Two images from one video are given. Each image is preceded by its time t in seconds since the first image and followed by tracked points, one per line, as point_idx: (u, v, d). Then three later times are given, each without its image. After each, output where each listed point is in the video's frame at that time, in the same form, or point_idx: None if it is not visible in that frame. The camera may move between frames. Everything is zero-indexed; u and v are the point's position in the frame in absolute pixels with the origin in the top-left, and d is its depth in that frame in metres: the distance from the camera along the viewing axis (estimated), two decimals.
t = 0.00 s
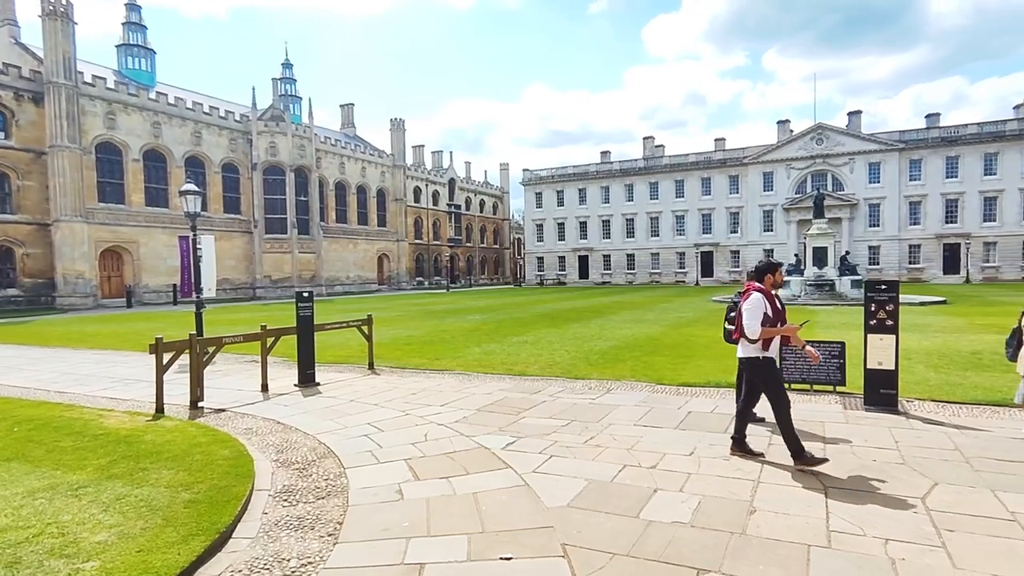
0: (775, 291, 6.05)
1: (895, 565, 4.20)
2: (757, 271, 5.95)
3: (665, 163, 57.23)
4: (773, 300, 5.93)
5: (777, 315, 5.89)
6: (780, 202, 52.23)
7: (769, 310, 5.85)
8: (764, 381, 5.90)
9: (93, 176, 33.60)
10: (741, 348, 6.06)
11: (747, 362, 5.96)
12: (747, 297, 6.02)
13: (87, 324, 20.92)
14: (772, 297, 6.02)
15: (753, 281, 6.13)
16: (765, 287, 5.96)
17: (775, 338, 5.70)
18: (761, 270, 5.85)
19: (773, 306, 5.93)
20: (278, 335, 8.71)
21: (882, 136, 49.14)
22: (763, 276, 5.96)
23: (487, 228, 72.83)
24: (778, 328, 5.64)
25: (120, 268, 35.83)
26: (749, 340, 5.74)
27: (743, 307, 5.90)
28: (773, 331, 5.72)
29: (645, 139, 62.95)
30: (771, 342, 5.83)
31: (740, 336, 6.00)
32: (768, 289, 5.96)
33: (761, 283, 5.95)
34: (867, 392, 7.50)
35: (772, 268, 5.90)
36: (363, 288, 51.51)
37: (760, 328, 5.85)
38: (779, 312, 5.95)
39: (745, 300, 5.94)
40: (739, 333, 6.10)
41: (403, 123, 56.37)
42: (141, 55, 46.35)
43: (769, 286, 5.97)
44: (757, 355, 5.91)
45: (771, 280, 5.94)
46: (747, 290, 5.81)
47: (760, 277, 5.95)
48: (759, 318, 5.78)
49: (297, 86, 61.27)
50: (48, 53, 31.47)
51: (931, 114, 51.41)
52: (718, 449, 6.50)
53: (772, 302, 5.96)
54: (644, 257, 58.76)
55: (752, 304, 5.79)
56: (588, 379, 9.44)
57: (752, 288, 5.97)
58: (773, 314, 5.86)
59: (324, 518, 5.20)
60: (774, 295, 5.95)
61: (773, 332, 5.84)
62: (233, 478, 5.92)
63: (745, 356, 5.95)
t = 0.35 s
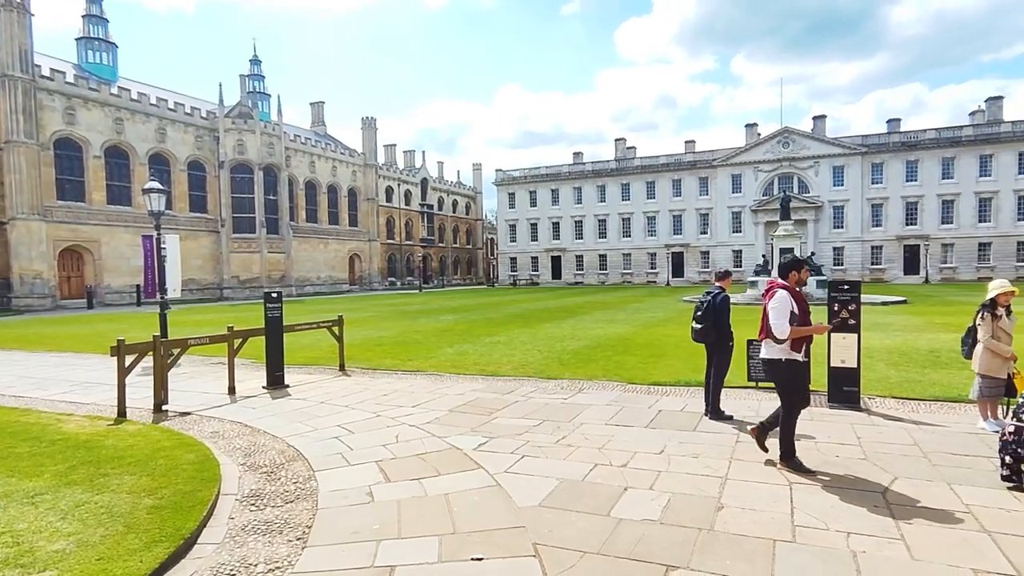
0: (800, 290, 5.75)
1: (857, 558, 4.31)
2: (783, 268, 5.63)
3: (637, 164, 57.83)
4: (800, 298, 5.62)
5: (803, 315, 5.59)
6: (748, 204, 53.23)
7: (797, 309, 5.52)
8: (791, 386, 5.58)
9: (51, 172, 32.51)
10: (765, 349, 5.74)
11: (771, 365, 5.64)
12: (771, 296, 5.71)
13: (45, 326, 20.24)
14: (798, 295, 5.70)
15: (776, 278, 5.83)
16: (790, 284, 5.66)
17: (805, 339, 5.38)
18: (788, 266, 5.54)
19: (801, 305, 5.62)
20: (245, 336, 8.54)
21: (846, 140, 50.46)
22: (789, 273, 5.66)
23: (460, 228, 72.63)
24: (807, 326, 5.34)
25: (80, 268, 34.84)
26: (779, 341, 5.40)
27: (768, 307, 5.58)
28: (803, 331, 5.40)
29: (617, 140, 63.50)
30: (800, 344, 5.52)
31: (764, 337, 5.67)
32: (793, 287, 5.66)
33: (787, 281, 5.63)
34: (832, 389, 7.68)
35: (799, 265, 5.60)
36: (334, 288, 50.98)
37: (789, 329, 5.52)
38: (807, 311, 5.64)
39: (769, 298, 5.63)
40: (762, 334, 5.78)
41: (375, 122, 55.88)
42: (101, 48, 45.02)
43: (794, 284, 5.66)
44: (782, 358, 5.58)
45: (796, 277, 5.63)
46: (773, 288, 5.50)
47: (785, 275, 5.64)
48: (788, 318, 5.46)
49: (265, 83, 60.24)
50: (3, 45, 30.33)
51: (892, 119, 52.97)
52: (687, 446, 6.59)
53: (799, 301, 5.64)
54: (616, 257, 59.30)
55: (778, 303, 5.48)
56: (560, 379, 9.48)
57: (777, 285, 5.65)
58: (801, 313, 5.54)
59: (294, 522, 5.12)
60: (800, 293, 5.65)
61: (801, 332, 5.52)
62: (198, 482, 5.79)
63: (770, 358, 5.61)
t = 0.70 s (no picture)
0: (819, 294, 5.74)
1: (822, 552, 4.41)
2: (806, 271, 5.59)
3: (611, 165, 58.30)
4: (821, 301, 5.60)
5: (826, 318, 5.57)
6: (719, 205, 54.05)
7: (820, 312, 5.50)
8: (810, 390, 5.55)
9: (9, 169, 31.42)
10: (785, 353, 5.67)
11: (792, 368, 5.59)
12: (792, 298, 5.67)
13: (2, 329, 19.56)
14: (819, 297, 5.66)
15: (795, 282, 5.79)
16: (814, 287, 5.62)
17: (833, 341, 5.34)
18: (812, 269, 5.51)
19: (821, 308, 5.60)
20: (213, 337, 8.37)
21: (813, 143, 51.61)
22: (812, 276, 5.61)
23: (435, 228, 72.29)
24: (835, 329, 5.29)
25: (40, 267, 33.80)
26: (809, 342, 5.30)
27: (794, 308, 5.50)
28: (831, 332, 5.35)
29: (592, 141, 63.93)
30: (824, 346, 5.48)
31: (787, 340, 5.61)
32: (814, 290, 5.63)
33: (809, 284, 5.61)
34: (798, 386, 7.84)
35: (822, 268, 5.57)
36: (306, 288, 50.31)
37: (814, 331, 5.48)
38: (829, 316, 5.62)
39: (793, 301, 5.58)
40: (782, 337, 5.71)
41: (347, 120, 55.32)
42: (62, 42, 43.69)
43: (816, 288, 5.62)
44: (804, 360, 5.54)
45: (817, 281, 5.61)
46: (798, 290, 5.45)
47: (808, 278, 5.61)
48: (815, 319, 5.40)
49: (234, 79, 59.17)
50: None
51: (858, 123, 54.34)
52: (659, 444, 6.67)
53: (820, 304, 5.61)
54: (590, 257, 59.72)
55: (805, 305, 5.42)
56: (534, 378, 9.53)
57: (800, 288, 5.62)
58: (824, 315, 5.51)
59: (263, 526, 5.04)
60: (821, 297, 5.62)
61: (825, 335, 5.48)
62: (164, 487, 5.65)
63: (790, 360, 5.58)
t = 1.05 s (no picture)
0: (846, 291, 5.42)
1: (786, 545, 4.52)
2: (828, 268, 5.31)
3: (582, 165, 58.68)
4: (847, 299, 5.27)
5: (853, 316, 5.23)
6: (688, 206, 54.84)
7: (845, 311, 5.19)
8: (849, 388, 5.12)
9: None
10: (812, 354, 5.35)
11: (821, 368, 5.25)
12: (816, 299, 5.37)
13: None
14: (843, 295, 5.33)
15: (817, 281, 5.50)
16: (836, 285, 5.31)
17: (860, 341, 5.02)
18: (832, 267, 5.24)
19: (848, 305, 5.27)
20: (177, 338, 8.18)
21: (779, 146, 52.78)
22: (833, 275, 5.31)
23: (406, 227, 71.79)
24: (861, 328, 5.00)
25: None
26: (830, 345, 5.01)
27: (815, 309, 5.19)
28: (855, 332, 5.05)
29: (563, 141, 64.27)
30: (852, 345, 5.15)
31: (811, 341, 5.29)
32: (839, 287, 5.32)
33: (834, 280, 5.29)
34: (763, 384, 8.01)
35: (845, 265, 5.28)
36: (274, 288, 49.49)
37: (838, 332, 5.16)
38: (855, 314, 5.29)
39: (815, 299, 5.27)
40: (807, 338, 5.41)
41: (316, 118, 54.53)
42: (16, 32, 42.10)
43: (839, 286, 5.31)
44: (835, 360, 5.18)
45: (841, 278, 5.30)
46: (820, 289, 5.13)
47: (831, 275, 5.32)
48: (837, 320, 5.10)
49: (199, 74, 57.85)
50: None
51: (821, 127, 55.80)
52: (628, 443, 6.75)
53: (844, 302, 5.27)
54: (561, 257, 60.03)
55: (826, 303, 5.13)
56: (504, 378, 9.53)
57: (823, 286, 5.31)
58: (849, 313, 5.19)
59: (228, 531, 4.93)
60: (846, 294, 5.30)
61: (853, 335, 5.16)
62: (124, 492, 5.50)
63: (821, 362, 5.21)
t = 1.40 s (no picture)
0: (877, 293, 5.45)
1: (753, 540, 4.60)
2: (861, 269, 5.32)
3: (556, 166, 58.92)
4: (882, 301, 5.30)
5: (886, 320, 5.28)
6: (660, 206, 55.47)
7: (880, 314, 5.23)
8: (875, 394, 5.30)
9: None
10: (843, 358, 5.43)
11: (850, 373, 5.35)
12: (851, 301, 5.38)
13: None
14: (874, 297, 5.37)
15: (848, 282, 5.51)
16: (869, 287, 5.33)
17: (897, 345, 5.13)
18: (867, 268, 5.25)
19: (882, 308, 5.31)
20: (140, 339, 7.98)
21: (748, 148, 53.76)
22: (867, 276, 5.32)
23: (378, 227, 71.19)
24: (896, 334, 5.07)
25: None
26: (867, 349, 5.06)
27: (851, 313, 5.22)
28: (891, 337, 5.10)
29: (536, 142, 64.42)
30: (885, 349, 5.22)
31: (845, 345, 5.33)
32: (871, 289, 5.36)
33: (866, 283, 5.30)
34: (733, 383, 8.16)
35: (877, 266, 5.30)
36: (243, 287, 48.62)
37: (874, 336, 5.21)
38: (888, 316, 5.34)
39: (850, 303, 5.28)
40: (838, 342, 5.45)
41: (286, 115, 53.75)
42: None
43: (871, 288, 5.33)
44: (868, 365, 5.29)
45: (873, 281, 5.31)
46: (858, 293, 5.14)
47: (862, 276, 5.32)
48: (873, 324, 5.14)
49: (164, 68, 56.55)
50: None
51: (789, 130, 56.98)
52: (600, 441, 6.80)
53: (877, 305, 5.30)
54: (535, 257, 60.20)
55: (862, 307, 5.15)
56: (477, 378, 9.51)
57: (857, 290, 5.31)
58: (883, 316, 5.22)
59: (194, 535, 4.83)
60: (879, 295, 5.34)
61: (887, 339, 5.22)
62: (84, 498, 5.33)
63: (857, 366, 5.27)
